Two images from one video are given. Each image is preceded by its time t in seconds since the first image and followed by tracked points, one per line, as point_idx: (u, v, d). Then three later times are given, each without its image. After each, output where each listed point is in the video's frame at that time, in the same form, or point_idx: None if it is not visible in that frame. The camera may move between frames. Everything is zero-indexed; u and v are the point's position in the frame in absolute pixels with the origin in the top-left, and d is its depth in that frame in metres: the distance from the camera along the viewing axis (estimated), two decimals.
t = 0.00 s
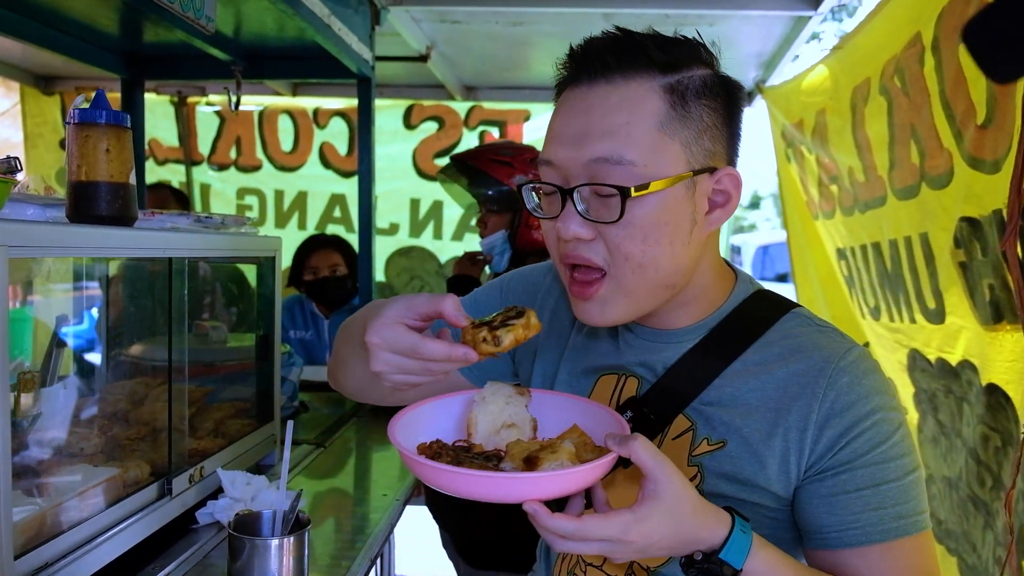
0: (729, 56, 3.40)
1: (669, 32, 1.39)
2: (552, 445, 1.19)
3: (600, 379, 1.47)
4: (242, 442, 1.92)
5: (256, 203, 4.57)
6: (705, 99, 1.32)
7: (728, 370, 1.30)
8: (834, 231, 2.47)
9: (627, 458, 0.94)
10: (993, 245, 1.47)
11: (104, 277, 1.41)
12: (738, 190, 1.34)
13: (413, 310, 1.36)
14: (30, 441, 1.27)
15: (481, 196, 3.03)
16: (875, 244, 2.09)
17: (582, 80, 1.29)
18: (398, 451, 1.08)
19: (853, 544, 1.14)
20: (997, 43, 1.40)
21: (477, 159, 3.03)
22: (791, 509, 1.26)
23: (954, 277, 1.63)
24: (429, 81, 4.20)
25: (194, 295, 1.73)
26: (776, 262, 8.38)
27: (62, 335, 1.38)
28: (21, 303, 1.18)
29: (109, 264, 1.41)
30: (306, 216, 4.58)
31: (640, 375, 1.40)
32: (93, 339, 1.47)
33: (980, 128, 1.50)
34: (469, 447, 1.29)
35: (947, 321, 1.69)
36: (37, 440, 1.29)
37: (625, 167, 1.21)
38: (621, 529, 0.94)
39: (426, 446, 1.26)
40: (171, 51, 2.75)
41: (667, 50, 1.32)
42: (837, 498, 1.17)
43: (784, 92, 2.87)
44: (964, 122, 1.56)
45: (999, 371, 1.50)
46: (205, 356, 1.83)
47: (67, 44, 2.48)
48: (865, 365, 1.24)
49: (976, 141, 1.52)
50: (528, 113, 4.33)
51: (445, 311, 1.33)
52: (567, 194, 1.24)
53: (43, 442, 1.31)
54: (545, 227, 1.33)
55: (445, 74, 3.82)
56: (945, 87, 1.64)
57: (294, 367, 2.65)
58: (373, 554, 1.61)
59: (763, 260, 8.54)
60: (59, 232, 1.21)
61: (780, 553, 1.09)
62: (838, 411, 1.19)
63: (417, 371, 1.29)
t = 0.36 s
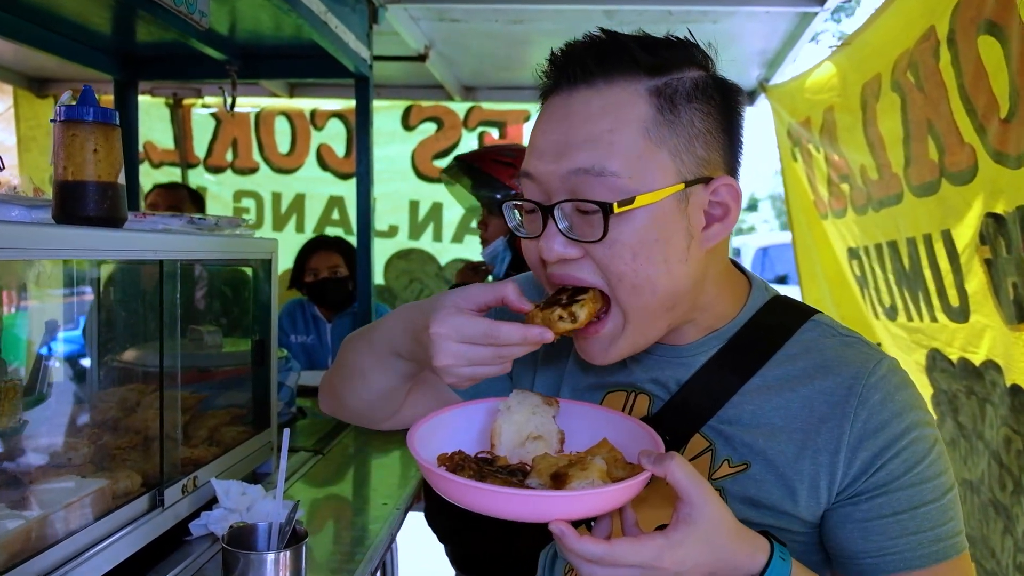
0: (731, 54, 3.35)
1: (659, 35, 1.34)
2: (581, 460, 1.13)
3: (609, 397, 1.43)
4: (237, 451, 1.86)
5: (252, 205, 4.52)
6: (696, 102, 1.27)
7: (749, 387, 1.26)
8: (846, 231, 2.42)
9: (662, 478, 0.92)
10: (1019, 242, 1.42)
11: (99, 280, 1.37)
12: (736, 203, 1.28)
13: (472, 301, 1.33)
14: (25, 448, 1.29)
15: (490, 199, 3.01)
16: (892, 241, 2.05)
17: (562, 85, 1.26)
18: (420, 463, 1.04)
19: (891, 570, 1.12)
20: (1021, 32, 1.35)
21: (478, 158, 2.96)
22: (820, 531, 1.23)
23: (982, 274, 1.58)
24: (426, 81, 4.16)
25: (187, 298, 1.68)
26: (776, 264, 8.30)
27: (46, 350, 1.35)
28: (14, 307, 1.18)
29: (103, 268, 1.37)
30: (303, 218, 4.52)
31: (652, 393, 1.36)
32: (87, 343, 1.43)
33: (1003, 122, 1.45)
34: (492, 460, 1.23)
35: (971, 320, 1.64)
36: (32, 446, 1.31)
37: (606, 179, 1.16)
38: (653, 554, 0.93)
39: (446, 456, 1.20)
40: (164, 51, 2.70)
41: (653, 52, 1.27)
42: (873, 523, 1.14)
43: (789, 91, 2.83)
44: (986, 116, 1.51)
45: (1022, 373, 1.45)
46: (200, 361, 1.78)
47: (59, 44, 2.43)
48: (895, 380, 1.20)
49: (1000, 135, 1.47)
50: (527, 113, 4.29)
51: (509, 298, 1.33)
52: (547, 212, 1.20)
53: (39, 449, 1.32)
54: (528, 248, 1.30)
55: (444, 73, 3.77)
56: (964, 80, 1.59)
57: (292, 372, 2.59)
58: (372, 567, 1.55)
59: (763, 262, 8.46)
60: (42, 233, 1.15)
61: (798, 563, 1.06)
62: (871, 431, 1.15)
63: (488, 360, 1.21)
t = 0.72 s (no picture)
0: (734, 50, 3.30)
1: (654, 29, 1.29)
2: (581, 467, 1.09)
3: (613, 400, 1.39)
4: (229, 453, 1.81)
5: (249, 203, 4.47)
6: (694, 101, 1.22)
7: (757, 392, 1.21)
8: (857, 227, 2.37)
9: (665, 486, 0.88)
10: None
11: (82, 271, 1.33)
12: (743, 205, 1.24)
13: (471, 298, 1.30)
14: (23, 449, 1.27)
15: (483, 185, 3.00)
16: (906, 238, 2.00)
17: (552, 89, 1.21)
18: (412, 468, 0.99)
19: None
20: None
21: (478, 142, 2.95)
22: (830, 543, 1.18)
23: (995, 275, 1.54)
24: (424, 78, 4.10)
25: (177, 296, 1.63)
26: (776, 264, 8.23)
27: (38, 349, 1.30)
28: (7, 305, 1.19)
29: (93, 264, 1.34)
30: (300, 216, 4.48)
31: (656, 397, 1.32)
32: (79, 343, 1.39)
33: (1016, 116, 1.41)
34: (487, 465, 1.19)
35: (985, 316, 1.60)
36: (29, 447, 1.28)
37: (602, 190, 1.11)
38: (654, 566, 0.89)
39: (440, 460, 1.16)
40: (157, 45, 2.65)
41: (646, 50, 1.22)
42: (886, 536, 1.09)
43: (793, 87, 2.78)
44: (999, 110, 1.47)
45: None
46: (191, 360, 1.73)
47: (51, 37, 2.38)
48: (912, 386, 1.16)
49: (1013, 130, 1.42)
50: (527, 110, 4.23)
51: (508, 295, 1.28)
52: (542, 225, 1.15)
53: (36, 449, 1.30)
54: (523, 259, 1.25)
55: (442, 70, 3.73)
56: (976, 74, 1.54)
57: (286, 371, 2.55)
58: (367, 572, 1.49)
59: (763, 262, 8.40)
60: (24, 226, 1.10)
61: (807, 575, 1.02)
62: (887, 440, 1.11)
63: (484, 359, 1.17)
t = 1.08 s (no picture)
0: (732, 47, 3.29)
1: (638, 28, 1.27)
2: (572, 470, 1.08)
3: (607, 400, 1.37)
4: (222, 455, 1.79)
5: (244, 203, 4.45)
6: (679, 102, 1.20)
7: (754, 390, 1.19)
8: (857, 224, 2.36)
9: (657, 488, 0.87)
10: None
11: (77, 275, 1.32)
12: (732, 204, 1.22)
13: (456, 305, 1.29)
14: (18, 449, 1.27)
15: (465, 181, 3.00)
16: (907, 234, 1.98)
17: (535, 93, 1.19)
18: (400, 474, 0.97)
19: None
20: None
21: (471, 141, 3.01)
22: (829, 543, 1.16)
23: (994, 273, 1.52)
24: (421, 77, 4.08)
25: (170, 297, 1.61)
26: (774, 263, 8.20)
27: (30, 351, 1.29)
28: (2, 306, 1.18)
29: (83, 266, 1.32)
30: (296, 217, 4.46)
31: (652, 396, 1.30)
32: (74, 343, 1.39)
33: (1014, 114, 1.39)
34: (478, 471, 1.18)
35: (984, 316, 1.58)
36: (24, 448, 1.28)
37: (589, 196, 1.09)
38: (648, 569, 0.88)
39: (430, 465, 1.15)
40: (149, 44, 2.62)
41: (629, 51, 1.20)
42: (885, 536, 1.07)
43: (792, 84, 2.77)
44: (997, 107, 1.46)
45: None
46: (184, 361, 1.71)
47: (42, 36, 2.36)
48: (910, 383, 1.13)
49: (1011, 128, 1.41)
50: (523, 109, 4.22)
51: (493, 302, 1.26)
52: (529, 231, 1.13)
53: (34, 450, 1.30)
54: (511, 263, 1.22)
55: (439, 69, 3.71)
56: (974, 71, 1.53)
57: (281, 373, 2.52)
58: None
59: (762, 260, 8.37)
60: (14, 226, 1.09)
61: None
62: (884, 438, 1.09)
63: (468, 365, 1.16)
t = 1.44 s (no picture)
0: (728, 45, 3.29)
1: (619, 29, 1.26)
2: (561, 466, 1.08)
3: (600, 397, 1.37)
4: (219, 455, 1.79)
5: (242, 204, 4.45)
6: (661, 102, 1.20)
7: (746, 385, 1.19)
8: (848, 223, 2.36)
9: (645, 482, 0.88)
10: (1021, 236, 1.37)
11: (77, 280, 1.32)
12: (718, 202, 1.23)
13: (433, 309, 1.29)
14: (17, 452, 1.27)
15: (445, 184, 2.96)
16: (895, 235, 1.99)
17: (517, 98, 1.19)
18: (389, 471, 0.97)
19: None
20: None
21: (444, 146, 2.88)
22: (822, 537, 1.16)
23: (981, 270, 1.53)
24: (417, 76, 4.08)
25: (166, 298, 1.61)
26: (772, 261, 8.22)
27: (29, 352, 1.30)
28: None
29: (79, 269, 1.32)
30: (294, 217, 4.46)
31: (644, 393, 1.30)
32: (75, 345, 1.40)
33: (1005, 112, 1.39)
34: (467, 467, 1.18)
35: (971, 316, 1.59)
36: (23, 450, 1.29)
37: (573, 199, 1.09)
38: (637, 563, 0.88)
39: (419, 463, 1.14)
40: (145, 44, 2.62)
41: (609, 53, 1.20)
42: (874, 530, 1.07)
43: (787, 82, 2.77)
44: (987, 106, 1.46)
45: None
46: (181, 362, 1.71)
47: (37, 37, 2.35)
48: (901, 377, 1.13)
49: (1001, 127, 1.41)
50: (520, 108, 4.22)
51: (467, 305, 1.27)
52: (516, 231, 1.13)
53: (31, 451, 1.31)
54: (501, 265, 1.23)
55: (435, 69, 3.71)
56: (965, 70, 1.53)
57: (279, 373, 2.52)
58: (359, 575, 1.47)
59: (760, 259, 8.39)
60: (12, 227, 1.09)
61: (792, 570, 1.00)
62: (875, 432, 1.08)
63: (443, 369, 1.17)
